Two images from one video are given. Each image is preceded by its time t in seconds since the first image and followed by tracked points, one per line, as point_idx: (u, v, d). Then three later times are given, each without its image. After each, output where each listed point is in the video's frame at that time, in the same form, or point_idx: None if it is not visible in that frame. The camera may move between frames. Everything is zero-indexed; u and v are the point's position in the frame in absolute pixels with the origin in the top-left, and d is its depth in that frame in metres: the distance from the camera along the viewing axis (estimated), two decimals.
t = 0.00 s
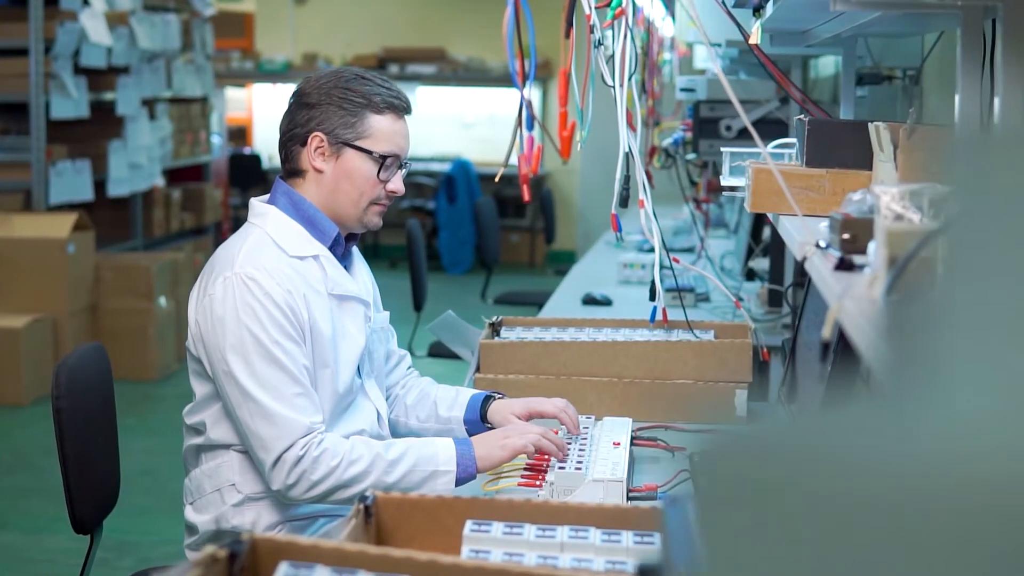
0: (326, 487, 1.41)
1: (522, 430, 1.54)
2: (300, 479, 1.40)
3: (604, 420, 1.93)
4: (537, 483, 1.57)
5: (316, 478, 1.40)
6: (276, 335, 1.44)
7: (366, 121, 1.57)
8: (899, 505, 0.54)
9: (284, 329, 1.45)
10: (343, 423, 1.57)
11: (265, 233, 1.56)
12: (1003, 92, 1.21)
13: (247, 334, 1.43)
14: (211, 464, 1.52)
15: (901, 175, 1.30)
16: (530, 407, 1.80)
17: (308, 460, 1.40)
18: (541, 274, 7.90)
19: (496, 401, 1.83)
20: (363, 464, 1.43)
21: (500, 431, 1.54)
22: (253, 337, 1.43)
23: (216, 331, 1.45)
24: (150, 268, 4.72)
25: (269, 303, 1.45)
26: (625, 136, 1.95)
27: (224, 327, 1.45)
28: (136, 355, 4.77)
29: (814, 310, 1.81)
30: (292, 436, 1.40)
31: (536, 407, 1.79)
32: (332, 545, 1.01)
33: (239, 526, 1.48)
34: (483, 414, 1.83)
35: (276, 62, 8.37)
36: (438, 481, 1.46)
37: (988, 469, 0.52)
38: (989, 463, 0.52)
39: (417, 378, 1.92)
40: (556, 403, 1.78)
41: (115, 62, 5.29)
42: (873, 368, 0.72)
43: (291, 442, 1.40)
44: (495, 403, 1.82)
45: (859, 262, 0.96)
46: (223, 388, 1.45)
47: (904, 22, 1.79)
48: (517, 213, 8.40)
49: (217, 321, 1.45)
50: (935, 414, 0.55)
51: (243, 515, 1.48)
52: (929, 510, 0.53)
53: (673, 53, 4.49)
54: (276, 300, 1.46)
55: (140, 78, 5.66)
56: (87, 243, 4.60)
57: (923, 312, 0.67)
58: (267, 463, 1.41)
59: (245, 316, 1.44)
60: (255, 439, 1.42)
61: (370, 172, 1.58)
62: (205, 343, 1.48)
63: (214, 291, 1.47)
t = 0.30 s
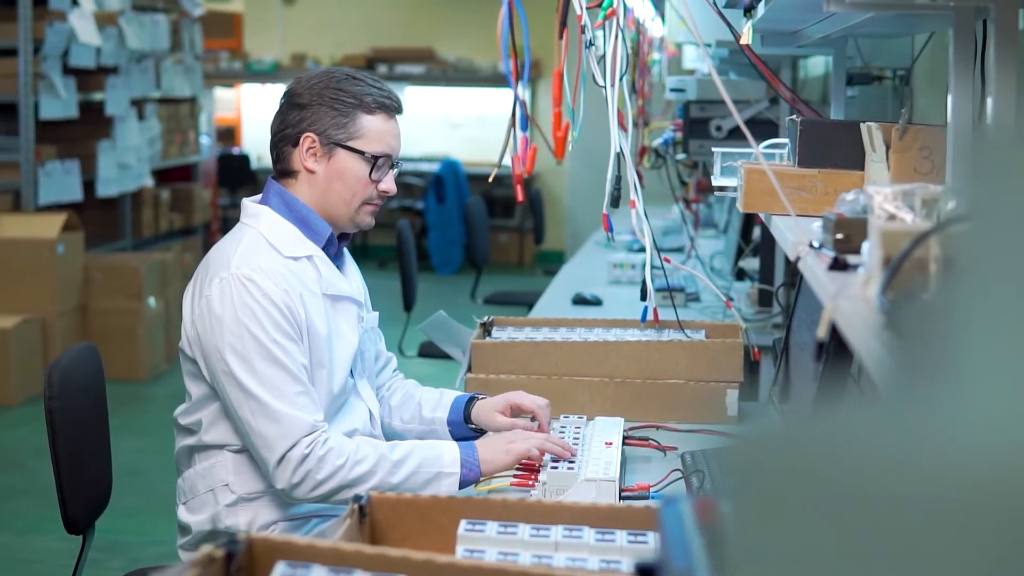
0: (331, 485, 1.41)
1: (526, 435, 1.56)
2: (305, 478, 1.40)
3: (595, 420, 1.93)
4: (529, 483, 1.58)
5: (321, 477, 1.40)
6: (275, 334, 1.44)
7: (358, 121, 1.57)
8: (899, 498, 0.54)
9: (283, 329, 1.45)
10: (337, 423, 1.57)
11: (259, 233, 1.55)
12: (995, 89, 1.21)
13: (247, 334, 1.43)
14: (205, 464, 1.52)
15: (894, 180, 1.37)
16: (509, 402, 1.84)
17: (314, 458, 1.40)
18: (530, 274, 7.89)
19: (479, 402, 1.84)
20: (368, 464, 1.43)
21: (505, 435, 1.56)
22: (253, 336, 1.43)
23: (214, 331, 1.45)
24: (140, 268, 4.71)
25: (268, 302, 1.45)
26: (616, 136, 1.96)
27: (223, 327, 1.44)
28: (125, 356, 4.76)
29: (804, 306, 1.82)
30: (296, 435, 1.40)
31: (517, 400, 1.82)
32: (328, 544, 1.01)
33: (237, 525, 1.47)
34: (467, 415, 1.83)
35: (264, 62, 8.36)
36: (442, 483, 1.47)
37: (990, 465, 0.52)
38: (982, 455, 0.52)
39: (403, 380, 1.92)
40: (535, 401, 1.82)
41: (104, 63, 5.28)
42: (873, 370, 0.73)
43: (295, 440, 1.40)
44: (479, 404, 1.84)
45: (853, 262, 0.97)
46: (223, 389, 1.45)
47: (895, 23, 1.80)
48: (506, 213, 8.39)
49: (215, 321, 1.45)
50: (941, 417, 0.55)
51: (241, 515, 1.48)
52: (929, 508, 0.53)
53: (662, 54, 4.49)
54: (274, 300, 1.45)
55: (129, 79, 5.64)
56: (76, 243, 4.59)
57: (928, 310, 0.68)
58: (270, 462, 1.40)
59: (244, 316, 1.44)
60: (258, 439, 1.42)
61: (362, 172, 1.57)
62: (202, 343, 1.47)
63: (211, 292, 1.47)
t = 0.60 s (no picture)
0: (314, 489, 1.40)
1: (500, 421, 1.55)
2: (289, 481, 1.40)
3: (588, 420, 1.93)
4: (523, 482, 1.58)
5: (304, 480, 1.39)
6: (266, 336, 1.43)
7: (354, 122, 1.57)
8: (906, 494, 0.56)
9: (275, 331, 1.44)
10: (332, 424, 1.57)
11: (254, 234, 1.55)
12: (988, 91, 1.19)
13: (238, 336, 1.43)
14: (200, 465, 1.52)
15: (888, 179, 1.39)
16: (480, 394, 1.85)
17: (297, 462, 1.39)
18: (520, 274, 7.88)
19: (453, 398, 1.85)
20: (350, 465, 1.43)
21: (482, 423, 1.55)
22: (243, 339, 1.43)
23: (206, 333, 1.45)
24: (130, 269, 4.70)
25: (261, 305, 1.45)
26: (609, 137, 1.96)
27: (214, 330, 1.44)
28: (115, 356, 4.75)
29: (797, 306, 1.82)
30: (281, 439, 1.40)
31: (487, 391, 1.84)
32: (325, 545, 1.01)
33: (231, 526, 1.47)
34: (444, 412, 1.84)
35: (254, 62, 8.34)
36: (424, 478, 1.47)
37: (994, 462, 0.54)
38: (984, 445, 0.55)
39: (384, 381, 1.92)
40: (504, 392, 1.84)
41: (94, 62, 5.26)
42: (865, 368, 0.74)
43: (280, 444, 1.39)
44: (455, 400, 1.84)
45: (849, 262, 0.97)
46: (213, 391, 1.45)
47: (887, 24, 1.80)
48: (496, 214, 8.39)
49: (208, 324, 1.45)
50: (949, 419, 0.58)
51: (234, 516, 1.48)
52: (938, 486, 0.55)
53: (652, 54, 4.49)
54: (267, 303, 1.45)
55: (119, 79, 5.63)
56: (67, 244, 4.57)
57: (928, 308, 0.70)
58: (255, 466, 1.41)
59: (235, 318, 1.43)
60: (244, 442, 1.42)
61: (359, 173, 1.57)
62: (196, 345, 1.47)
63: (205, 293, 1.47)
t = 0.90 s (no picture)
0: (268, 494, 1.40)
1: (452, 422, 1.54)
2: (244, 485, 1.40)
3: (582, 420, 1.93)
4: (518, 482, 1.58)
5: (259, 485, 1.40)
6: (247, 341, 1.42)
7: (354, 124, 1.57)
8: (915, 485, 0.57)
9: (256, 336, 1.43)
10: (323, 425, 1.57)
11: (253, 235, 1.55)
12: (985, 91, 1.19)
13: (217, 338, 1.42)
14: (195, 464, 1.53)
15: (884, 179, 1.40)
16: (456, 389, 1.85)
17: (252, 467, 1.39)
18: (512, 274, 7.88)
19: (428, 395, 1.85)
20: (307, 472, 1.42)
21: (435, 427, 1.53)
22: (223, 342, 1.42)
23: (189, 331, 1.45)
24: (121, 269, 4.68)
25: (247, 309, 1.44)
26: (602, 136, 1.96)
27: (193, 328, 1.44)
28: (107, 356, 4.74)
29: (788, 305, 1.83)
30: (240, 444, 1.39)
31: (463, 385, 1.84)
32: (325, 544, 1.01)
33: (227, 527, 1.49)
34: (418, 408, 1.84)
35: (245, 62, 8.32)
36: (381, 487, 1.45)
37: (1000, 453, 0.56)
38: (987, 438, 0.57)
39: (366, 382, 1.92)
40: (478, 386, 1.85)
41: (86, 62, 5.24)
42: (868, 363, 0.74)
43: (238, 449, 1.40)
44: (430, 395, 1.84)
45: (846, 261, 0.97)
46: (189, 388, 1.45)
47: (880, 24, 1.81)
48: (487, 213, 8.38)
49: (191, 320, 1.45)
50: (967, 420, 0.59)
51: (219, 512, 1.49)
52: (937, 487, 0.57)
53: (643, 54, 4.49)
54: (253, 304, 1.45)
55: (110, 79, 5.61)
56: (58, 244, 4.56)
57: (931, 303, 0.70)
58: (214, 466, 1.42)
59: (217, 320, 1.43)
60: (206, 441, 1.42)
61: (359, 174, 1.58)
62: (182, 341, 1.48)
63: (196, 290, 1.47)
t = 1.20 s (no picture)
0: (243, 496, 1.41)
1: (430, 444, 1.52)
2: (219, 484, 1.40)
3: (578, 419, 1.93)
4: (518, 481, 1.58)
5: (234, 486, 1.40)
6: (239, 343, 1.42)
7: (353, 124, 1.57)
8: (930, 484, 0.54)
9: (249, 338, 1.43)
10: (319, 426, 1.57)
11: (252, 234, 1.55)
12: (986, 92, 1.20)
13: (209, 337, 1.41)
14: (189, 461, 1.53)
15: (884, 177, 1.40)
16: (444, 393, 1.85)
17: (229, 468, 1.39)
18: (507, 273, 7.87)
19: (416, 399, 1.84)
20: (284, 480, 1.41)
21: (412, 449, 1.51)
22: (215, 342, 1.41)
23: (182, 326, 1.45)
24: (116, 269, 4.68)
25: (242, 310, 1.43)
26: (599, 135, 1.97)
27: (187, 322, 1.44)
28: (102, 356, 4.73)
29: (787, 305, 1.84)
30: (219, 444, 1.39)
31: (451, 390, 1.84)
32: (329, 543, 1.01)
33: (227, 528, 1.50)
34: (406, 411, 1.84)
35: (239, 62, 8.31)
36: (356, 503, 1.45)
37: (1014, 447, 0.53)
38: (950, 426, 0.55)
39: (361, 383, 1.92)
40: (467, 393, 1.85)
41: (80, 62, 5.24)
42: (869, 355, 0.73)
43: (217, 449, 1.40)
44: (418, 399, 1.84)
45: (848, 260, 0.97)
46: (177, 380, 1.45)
47: (879, 23, 1.81)
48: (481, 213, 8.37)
49: (186, 312, 1.45)
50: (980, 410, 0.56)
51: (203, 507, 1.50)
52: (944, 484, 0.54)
53: (639, 53, 4.49)
54: (248, 304, 1.44)
55: (104, 78, 5.60)
56: (53, 242, 4.56)
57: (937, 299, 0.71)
58: (190, 461, 1.42)
59: (211, 319, 1.42)
60: (187, 435, 1.42)
61: (358, 175, 1.58)
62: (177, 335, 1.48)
63: (193, 285, 1.47)
